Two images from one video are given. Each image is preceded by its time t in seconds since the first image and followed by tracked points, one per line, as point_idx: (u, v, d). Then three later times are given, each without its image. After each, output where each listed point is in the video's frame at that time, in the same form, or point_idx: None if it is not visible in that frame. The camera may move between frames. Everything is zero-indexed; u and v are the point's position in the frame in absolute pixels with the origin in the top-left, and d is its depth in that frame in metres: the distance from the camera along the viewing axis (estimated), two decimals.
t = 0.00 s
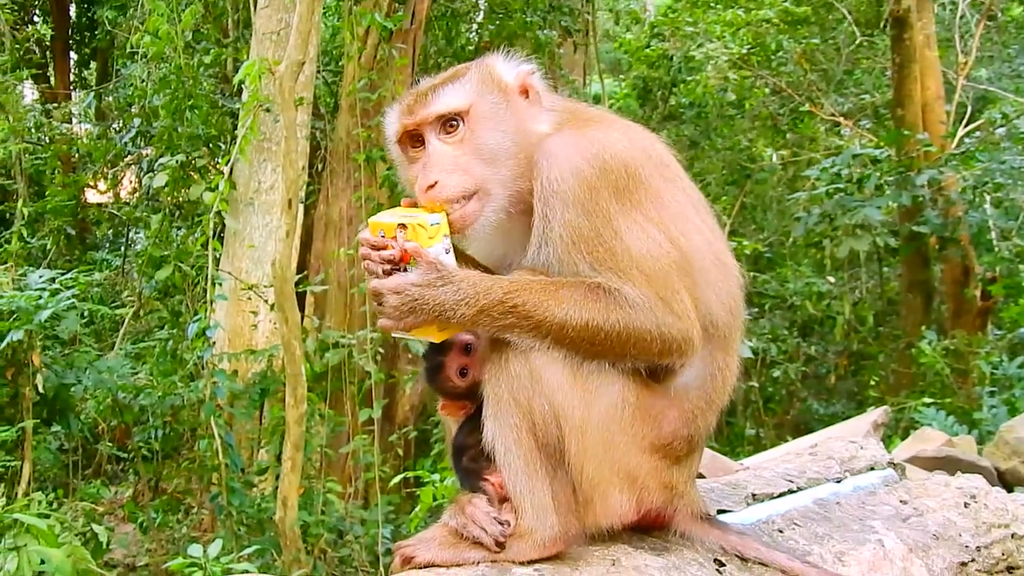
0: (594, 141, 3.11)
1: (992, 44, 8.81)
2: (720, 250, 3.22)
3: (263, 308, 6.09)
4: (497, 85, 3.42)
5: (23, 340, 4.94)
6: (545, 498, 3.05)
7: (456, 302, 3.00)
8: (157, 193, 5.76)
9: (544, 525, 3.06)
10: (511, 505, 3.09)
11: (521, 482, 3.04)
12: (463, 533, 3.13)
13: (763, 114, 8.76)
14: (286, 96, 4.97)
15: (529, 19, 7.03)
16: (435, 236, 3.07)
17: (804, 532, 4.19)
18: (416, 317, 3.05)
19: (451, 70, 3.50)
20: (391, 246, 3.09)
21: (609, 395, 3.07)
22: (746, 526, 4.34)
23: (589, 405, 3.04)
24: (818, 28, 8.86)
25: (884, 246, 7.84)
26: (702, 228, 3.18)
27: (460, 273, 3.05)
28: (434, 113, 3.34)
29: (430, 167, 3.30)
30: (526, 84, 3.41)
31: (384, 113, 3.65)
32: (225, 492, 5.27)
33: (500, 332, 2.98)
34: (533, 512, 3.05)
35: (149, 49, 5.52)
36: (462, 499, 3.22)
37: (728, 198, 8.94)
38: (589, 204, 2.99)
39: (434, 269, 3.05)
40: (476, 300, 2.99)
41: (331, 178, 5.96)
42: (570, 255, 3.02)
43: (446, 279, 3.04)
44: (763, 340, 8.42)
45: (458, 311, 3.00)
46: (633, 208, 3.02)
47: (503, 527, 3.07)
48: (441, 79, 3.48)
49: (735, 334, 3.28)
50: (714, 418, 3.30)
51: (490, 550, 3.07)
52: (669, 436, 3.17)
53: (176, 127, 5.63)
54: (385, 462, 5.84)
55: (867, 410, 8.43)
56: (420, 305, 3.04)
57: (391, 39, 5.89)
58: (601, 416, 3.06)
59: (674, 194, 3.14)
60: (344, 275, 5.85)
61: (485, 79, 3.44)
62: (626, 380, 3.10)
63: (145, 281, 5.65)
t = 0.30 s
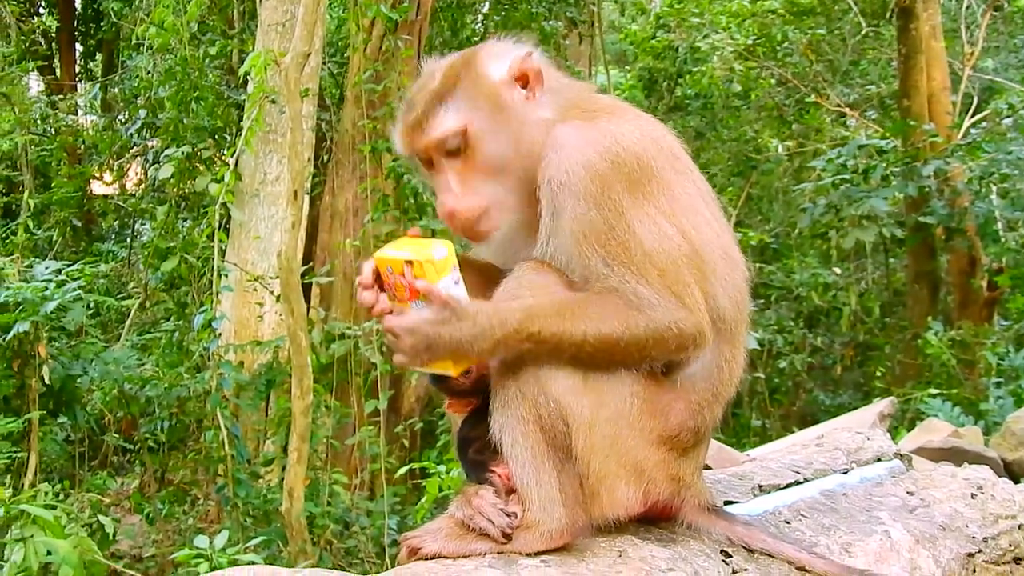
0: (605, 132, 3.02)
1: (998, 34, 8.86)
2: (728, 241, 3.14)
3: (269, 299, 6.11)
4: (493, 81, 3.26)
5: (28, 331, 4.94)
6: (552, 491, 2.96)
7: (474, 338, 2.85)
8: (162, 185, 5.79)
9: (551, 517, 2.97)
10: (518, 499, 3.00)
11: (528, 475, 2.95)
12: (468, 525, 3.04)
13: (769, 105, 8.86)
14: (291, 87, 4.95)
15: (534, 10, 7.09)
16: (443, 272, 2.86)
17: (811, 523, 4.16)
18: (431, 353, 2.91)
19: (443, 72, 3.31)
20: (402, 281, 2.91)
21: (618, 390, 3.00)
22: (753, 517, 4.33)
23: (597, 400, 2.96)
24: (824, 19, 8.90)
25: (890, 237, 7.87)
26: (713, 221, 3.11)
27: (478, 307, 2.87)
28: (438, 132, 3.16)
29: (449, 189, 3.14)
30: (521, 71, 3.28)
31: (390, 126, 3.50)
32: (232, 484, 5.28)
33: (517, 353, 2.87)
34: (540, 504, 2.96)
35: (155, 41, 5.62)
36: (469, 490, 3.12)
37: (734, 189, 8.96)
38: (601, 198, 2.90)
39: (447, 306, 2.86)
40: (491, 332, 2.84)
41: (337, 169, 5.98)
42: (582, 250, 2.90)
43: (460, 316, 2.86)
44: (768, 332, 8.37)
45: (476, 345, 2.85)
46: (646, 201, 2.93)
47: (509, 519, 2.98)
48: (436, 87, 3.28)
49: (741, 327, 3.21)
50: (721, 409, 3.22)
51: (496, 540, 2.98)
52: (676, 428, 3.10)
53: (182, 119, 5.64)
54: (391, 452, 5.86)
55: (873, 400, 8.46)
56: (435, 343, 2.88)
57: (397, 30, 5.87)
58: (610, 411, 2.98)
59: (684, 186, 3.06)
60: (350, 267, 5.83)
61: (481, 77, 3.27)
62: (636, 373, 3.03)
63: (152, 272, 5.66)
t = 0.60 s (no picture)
0: (626, 129, 3.02)
1: (1002, 27, 9.00)
2: (738, 240, 3.14)
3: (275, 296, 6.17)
4: (506, 90, 3.20)
5: (34, 328, 4.93)
6: (559, 488, 2.93)
7: (505, 361, 2.84)
8: (167, 181, 5.81)
9: (558, 515, 2.93)
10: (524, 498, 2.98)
11: (535, 473, 2.93)
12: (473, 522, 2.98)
13: (773, 99, 9.05)
14: (297, 83, 4.92)
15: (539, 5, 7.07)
16: (470, 296, 2.89)
17: (816, 518, 4.07)
18: (465, 382, 2.91)
19: (455, 81, 3.21)
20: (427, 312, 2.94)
21: (632, 390, 2.99)
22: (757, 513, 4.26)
23: (609, 399, 2.95)
24: (828, 12, 9.06)
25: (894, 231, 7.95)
26: (725, 220, 3.10)
27: (508, 332, 2.90)
28: (462, 151, 3.12)
29: (477, 201, 3.19)
30: (531, 74, 3.23)
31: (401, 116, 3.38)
32: (237, 480, 5.26)
33: (546, 371, 2.85)
34: (547, 502, 2.93)
35: (160, 37, 5.63)
36: (474, 487, 3.08)
37: (740, 183, 9.19)
38: (623, 196, 2.90)
39: (476, 331, 2.90)
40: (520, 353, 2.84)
41: (342, 165, 6.00)
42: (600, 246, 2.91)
43: (490, 340, 2.89)
44: (773, 326, 8.58)
45: (512, 370, 2.84)
46: (666, 198, 2.92)
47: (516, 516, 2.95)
48: (449, 98, 3.20)
49: (749, 325, 3.21)
50: (725, 407, 3.21)
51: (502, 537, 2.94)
52: (683, 425, 3.07)
53: (186, 114, 5.69)
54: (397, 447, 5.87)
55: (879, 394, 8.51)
56: (467, 370, 2.89)
57: (402, 26, 5.88)
58: (622, 411, 2.97)
59: (701, 184, 3.05)
60: (355, 262, 5.93)
61: (494, 88, 3.20)
62: (648, 372, 3.01)
63: (157, 268, 5.65)
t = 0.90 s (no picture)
0: (637, 124, 3.02)
1: (1005, 26, 9.06)
2: (743, 238, 3.13)
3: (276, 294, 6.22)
4: (522, 68, 3.22)
5: (36, 326, 4.92)
6: (564, 487, 2.93)
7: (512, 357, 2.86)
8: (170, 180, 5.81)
9: (563, 514, 2.94)
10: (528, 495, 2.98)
11: (540, 470, 2.93)
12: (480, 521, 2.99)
13: (776, 98, 9.07)
14: (299, 81, 4.90)
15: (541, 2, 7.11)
16: (483, 292, 2.90)
17: (819, 516, 4.07)
18: (473, 378, 2.92)
19: (471, 59, 3.25)
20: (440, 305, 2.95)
21: (639, 387, 2.98)
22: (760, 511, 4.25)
23: (617, 397, 2.95)
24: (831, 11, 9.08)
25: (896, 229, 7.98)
26: (732, 218, 3.10)
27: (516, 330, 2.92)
28: (474, 125, 3.14)
29: (485, 179, 3.17)
30: (546, 55, 3.24)
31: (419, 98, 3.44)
32: (240, 479, 5.28)
33: (554, 369, 2.87)
34: (551, 500, 2.93)
35: (162, 36, 5.63)
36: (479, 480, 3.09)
37: (742, 181, 9.19)
38: (632, 193, 2.90)
39: (485, 328, 2.93)
40: (525, 349, 2.86)
41: (345, 163, 6.03)
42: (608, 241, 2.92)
43: (499, 337, 2.90)
44: (776, 324, 8.70)
45: (516, 366, 2.85)
46: (676, 195, 2.92)
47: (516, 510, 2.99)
48: (465, 74, 3.23)
49: (753, 321, 3.21)
50: (728, 403, 3.20)
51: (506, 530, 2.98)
52: (689, 422, 3.06)
53: (189, 113, 5.68)
54: (399, 446, 5.88)
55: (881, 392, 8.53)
56: (475, 366, 2.90)
57: (403, 25, 5.89)
58: (629, 409, 2.96)
59: (709, 182, 3.05)
60: (357, 261, 5.94)
61: (509, 67, 3.22)
62: (656, 370, 3.01)
63: (159, 267, 5.60)
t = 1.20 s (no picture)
0: (644, 124, 3.01)
1: (1006, 25, 9.08)
2: (746, 238, 3.13)
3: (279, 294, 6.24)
4: (528, 74, 3.21)
5: (38, 326, 4.92)
6: (564, 484, 2.93)
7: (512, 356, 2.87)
8: (171, 179, 5.88)
9: (563, 512, 2.94)
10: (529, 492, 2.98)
11: (541, 467, 2.93)
12: (481, 518, 2.97)
13: (777, 97, 9.11)
14: (299, 80, 4.87)
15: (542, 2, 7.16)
16: (484, 293, 2.94)
17: (821, 515, 4.06)
18: (469, 379, 2.95)
19: (477, 65, 3.24)
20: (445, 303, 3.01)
21: (641, 387, 2.98)
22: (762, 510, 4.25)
23: (618, 396, 2.95)
24: (832, 10, 9.04)
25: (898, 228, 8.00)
26: (735, 218, 3.10)
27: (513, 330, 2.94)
28: (483, 135, 3.13)
29: (497, 184, 3.20)
30: (552, 58, 3.24)
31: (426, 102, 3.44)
32: (241, 478, 5.26)
33: (555, 368, 2.88)
34: (552, 498, 2.94)
35: (163, 35, 5.63)
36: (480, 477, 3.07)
37: (743, 180, 9.23)
38: (637, 193, 2.90)
39: (480, 329, 2.95)
40: (525, 349, 2.88)
41: (346, 162, 6.05)
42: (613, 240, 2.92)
43: (495, 339, 2.92)
44: (777, 323, 8.68)
45: (515, 366, 2.87)
46: (680, 196, 2.92)
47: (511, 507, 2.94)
48: (472, 82, 3.22)
49: (755, 321, 3.21)
50: (730, 403, 3.20)
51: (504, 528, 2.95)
52: (690, 421, 3.05)
53: (190, 113, 5.68)
54: (401, 445, 5.89)
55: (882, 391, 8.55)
56: (471, 368, 2.93)
57: (404, 24, 5.89)
58: (631, 408, 2.96)
59: (712, 183, 3.05)
60: (358, 260, 5.95)
61: (515, 73, 3.21)
62: (659, 370, 3.01)
63: (160, 267, 5.67)
